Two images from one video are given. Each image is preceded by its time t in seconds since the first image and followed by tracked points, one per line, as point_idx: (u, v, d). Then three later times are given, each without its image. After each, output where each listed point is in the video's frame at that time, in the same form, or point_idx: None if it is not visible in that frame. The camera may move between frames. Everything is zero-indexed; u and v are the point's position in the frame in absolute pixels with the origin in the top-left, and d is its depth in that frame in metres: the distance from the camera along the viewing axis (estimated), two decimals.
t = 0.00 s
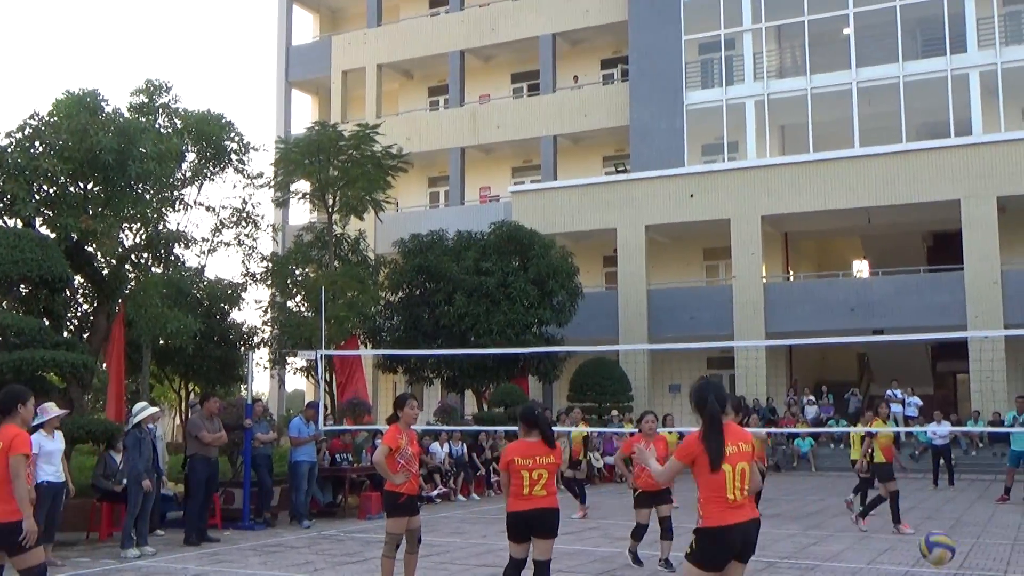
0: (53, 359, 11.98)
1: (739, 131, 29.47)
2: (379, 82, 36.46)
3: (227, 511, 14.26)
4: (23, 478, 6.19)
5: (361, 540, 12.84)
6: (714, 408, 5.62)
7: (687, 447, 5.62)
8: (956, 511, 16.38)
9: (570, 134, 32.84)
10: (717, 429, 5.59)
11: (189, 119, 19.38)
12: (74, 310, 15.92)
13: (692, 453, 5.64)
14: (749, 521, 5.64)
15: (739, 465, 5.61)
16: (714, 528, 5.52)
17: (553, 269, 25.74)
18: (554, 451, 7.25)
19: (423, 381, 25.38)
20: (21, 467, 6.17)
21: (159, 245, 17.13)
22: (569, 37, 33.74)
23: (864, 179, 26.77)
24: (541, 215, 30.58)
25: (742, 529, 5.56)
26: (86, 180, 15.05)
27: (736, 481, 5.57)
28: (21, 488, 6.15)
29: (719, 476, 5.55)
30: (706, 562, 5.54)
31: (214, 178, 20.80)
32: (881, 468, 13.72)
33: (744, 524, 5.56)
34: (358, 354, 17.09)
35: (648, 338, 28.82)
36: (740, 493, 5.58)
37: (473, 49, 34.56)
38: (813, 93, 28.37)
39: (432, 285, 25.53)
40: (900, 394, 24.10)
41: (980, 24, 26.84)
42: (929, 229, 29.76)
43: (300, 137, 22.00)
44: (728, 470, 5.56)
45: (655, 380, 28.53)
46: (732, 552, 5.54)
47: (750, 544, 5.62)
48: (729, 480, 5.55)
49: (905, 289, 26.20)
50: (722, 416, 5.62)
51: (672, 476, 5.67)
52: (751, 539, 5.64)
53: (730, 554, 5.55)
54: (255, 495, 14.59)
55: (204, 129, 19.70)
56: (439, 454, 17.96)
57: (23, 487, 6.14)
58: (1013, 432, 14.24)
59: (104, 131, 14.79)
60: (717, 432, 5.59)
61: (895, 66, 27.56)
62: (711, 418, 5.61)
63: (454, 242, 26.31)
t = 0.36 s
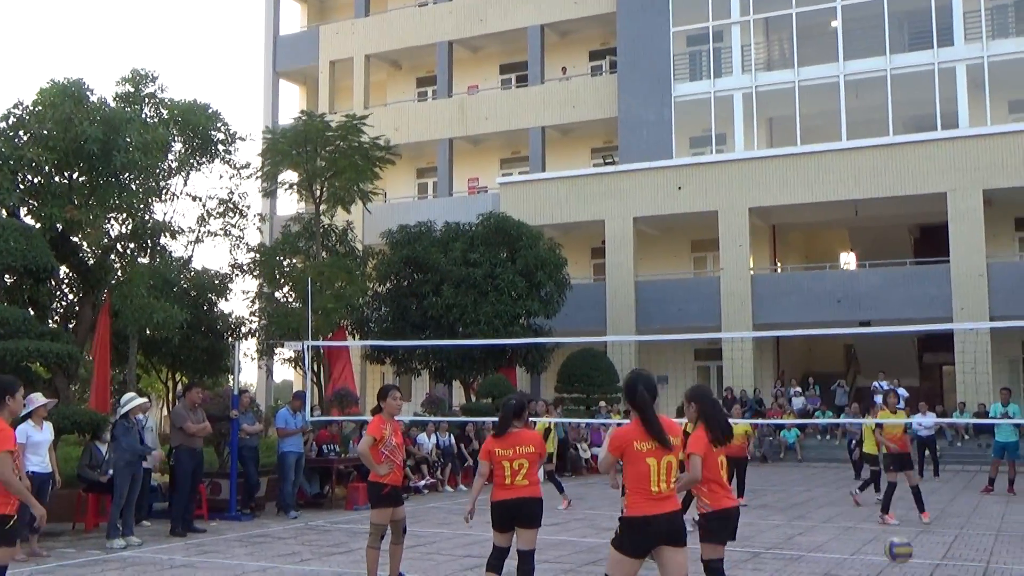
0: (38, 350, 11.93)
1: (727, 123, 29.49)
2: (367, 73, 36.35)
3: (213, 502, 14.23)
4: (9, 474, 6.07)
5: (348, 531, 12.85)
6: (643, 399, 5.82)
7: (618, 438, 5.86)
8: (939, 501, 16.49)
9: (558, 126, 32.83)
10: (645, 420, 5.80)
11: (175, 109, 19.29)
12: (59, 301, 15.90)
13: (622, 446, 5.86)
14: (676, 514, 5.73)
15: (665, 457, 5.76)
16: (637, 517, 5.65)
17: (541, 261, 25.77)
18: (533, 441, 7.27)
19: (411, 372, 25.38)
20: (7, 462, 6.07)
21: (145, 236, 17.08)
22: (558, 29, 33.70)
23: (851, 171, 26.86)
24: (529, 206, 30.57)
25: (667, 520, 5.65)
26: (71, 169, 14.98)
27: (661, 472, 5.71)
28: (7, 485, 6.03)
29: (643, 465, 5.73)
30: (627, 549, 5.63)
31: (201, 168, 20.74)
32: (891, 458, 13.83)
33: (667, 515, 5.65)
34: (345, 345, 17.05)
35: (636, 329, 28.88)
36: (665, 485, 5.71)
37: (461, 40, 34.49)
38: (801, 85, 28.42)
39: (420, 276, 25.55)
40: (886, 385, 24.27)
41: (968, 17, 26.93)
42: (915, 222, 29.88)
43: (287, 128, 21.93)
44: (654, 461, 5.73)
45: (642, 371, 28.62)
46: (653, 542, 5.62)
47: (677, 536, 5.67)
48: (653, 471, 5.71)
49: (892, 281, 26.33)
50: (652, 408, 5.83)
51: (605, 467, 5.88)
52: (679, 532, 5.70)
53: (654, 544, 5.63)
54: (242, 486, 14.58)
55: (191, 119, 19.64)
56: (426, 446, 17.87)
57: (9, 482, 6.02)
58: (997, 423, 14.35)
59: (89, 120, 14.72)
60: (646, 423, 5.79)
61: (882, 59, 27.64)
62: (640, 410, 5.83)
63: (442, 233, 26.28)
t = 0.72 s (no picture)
0: (45, 345, 11.98)
1: (735, 116, 29.41)
2: (374, 67, 36.36)
3: (221, 496, 14.27)
4: (13, 473, 5.98)
5: (355, 525, 12.88)
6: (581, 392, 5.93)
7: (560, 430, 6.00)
8: (947, 495, 16.46)
9: (565, 120, 32.79)
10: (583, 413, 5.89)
11: (182, 105, 19.34)
12: (67, 296, 15.99)
13: (565, 437, 6.01)
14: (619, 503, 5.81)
15: (604, 448, 5.84)
16: (577, 507, 5.78)
17: (548, 256, 25.77)
18: (519, 436, 7.23)
19: (418, 367, 25.43)
20: (11, 459, 5.96)
21: (152, 231, 17.15)
22: (564, 23, 33.64)
23: (859, 165, 26.78)
24: (536, 200, 30.57)
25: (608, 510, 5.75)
26: (79, 165, 15.03)
27: (600, 463, 5.80)
28: (7, 484, 5.93)
29: (582, 457, 5.84)
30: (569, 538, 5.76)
31: (208, 163, 20.80)
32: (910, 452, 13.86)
33: (607, 505, 5.75)
34: (353, 340, 17.07)
35: (643, 323, 28.87)
36: (606, 476, 5.79)
37: (468, 34, 34.46)
38: (808, 79, 28.33)
39: (427, 270, 25.58)
40: (894, 379, 24.23)
41: (976, 10, 26.81)
42: (923, 216, 29.77)
43: (293, 123, 21.94)
44: (592, 452, 5.83)
45: (650, 365, 28.62)
46: (594, 532, 5.72)
47: (618, 525, 5.78)
48: (592, 462, 5.81)
49: (900, 275, 26.24)
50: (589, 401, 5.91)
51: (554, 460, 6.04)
52: (621, 521, 5.80)
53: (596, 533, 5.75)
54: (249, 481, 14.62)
55: (197, 115, 19.69)
56: (433, 440, 17.99)
57: (10, 482, 5.93)
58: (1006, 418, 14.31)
59: (96, 116, 14.77)
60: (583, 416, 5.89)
61: (890, 52, 27.55)
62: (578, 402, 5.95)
63: (449, 227, 26.30)
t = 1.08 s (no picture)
0: (84, 343, 12.18)
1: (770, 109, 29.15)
2: (408, 64, 36.48)
3: (258, 490, 14.44)
4: (72, 466, 6.25)
5: (389, 520, 12.96)
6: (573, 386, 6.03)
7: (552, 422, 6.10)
8: (987, 491, 16.22)
9: (598, 114, 32.70)
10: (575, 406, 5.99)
11: (218, 104, 19.54)
12: (107, 293, 16.23)
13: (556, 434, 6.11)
14: (610, 496, 5.85)
15: (595, 441, 5.91)
16: (568, 499, 5.84)
17: (582, 251, 25.75)
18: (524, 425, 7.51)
19: (453, 362, 25.50)
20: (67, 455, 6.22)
21: (189, 229, 17.35)
22: (596, 16, 33.52)
23: (897, 156, 26.45)
24: (570, 195, 30.52)
25: (599, 502, 5.80)
26: (117, 165, 15.24)
27: (590, 455, 5.86)
28: (65, 478, 6.22)
29: (572, 449, 5.92)
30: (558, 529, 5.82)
31: (243, 162, 21.00)
32: (952, 447, 13.77)
33: (597, 496, 5.80)
34: (387, 335, 17.15)
35: (678, 317, 28.73)
36: (596, 468, 5.85)
37: (501, 29, 34.46)
38: (845, 69, 28.00)
39: (462, 267, 25.79)
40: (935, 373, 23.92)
41: None
42: (964, 207, 29.31)
43: (327, 120, 22.06)
44: (581, 445, 5.90)
45: (686, 360, 28.49)
46: (584, 522, 5.79)
47: (609, 517, 5.81)
48: (582, 454, 5.88)
49: (939, 267, 25.86)
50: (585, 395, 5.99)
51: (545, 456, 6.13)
52: (613, 513, 5.83)
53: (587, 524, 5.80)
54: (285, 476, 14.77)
55: (233, 113, 19.88)
56: (468, 435, 18.11)
57: (68, 475, 6.22)
58: None
59: (132, 116, 14.99)
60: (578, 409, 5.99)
61: (927, 42, 27.15)
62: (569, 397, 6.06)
63: (483, 223, 26.32)
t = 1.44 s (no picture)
0: (133, 338, 12.41)
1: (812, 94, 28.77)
2: (447, 56, 36.55)
3: (305, 483, 14.61)
4: (153, 455, 6.29)
5: (434, 511, 13.04)
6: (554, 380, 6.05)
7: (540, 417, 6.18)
8: None
9: (638, 103, 32.51)
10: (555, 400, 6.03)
11: (259, 100, 19.75)
12: (155, 290, 16.49)
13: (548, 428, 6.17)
14: (595, 484, 5.80)
15: (573, 432, 5.91)
16: (557, 492, 5.88)
17: (623, 240, 25.67)
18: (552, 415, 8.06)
19: (496, 353, 25.53)
20: (149, 443, 6.27)
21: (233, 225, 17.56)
22: (635, 4, 33.30)
23: (943, 140, 26.01)
24: (611, 185, 30.38)
25: (583, 492, 5.78)
26: (161, 162, 15.48)
27: (570, 447, 5.88)
28: (147, 467, 6.25)
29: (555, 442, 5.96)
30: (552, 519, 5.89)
31: (285, 157, 21.20)
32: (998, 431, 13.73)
33: (580, 486, 5.79)
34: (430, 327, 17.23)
35: (722, 306, 28.50)
36: (578, 457, 5.84)
37: (539, 20, 34.38)
38: (889, 52, 27.53)
39: (503, 257, 25.62)
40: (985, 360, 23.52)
41: None
42: (1015, 190, 28.71)
43: (367, 114, 22.18)
44: (561, 438, 5.93)
45: (730, 349, 28.29)
46: (572, 512, 5.80)
47: (597, 505, 5.75)
48: (563, 446, 5.91)
49: (989, 252, 25.36)
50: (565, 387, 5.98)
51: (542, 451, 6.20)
52: (600, 501, 5.76)
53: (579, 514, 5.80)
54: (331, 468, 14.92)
55: (274, 109, 20.07)
56: (512, 426, 18.19)
57: (149, 464, 6.25)
58: None
59: (176, 114, 15.21)
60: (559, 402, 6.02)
61: (974, 22, 26.62)
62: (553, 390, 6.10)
63: (524, 214, 26.30)
